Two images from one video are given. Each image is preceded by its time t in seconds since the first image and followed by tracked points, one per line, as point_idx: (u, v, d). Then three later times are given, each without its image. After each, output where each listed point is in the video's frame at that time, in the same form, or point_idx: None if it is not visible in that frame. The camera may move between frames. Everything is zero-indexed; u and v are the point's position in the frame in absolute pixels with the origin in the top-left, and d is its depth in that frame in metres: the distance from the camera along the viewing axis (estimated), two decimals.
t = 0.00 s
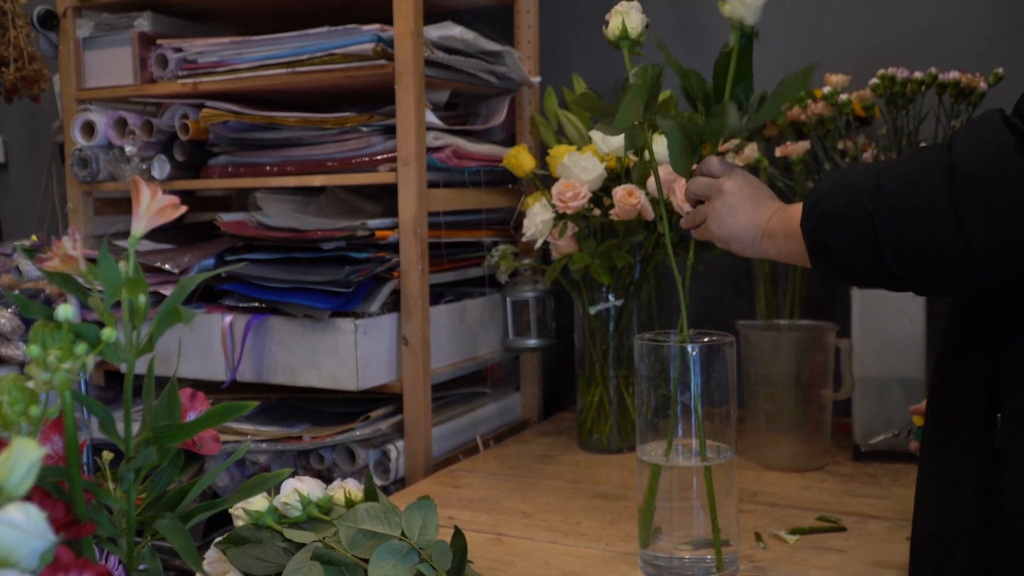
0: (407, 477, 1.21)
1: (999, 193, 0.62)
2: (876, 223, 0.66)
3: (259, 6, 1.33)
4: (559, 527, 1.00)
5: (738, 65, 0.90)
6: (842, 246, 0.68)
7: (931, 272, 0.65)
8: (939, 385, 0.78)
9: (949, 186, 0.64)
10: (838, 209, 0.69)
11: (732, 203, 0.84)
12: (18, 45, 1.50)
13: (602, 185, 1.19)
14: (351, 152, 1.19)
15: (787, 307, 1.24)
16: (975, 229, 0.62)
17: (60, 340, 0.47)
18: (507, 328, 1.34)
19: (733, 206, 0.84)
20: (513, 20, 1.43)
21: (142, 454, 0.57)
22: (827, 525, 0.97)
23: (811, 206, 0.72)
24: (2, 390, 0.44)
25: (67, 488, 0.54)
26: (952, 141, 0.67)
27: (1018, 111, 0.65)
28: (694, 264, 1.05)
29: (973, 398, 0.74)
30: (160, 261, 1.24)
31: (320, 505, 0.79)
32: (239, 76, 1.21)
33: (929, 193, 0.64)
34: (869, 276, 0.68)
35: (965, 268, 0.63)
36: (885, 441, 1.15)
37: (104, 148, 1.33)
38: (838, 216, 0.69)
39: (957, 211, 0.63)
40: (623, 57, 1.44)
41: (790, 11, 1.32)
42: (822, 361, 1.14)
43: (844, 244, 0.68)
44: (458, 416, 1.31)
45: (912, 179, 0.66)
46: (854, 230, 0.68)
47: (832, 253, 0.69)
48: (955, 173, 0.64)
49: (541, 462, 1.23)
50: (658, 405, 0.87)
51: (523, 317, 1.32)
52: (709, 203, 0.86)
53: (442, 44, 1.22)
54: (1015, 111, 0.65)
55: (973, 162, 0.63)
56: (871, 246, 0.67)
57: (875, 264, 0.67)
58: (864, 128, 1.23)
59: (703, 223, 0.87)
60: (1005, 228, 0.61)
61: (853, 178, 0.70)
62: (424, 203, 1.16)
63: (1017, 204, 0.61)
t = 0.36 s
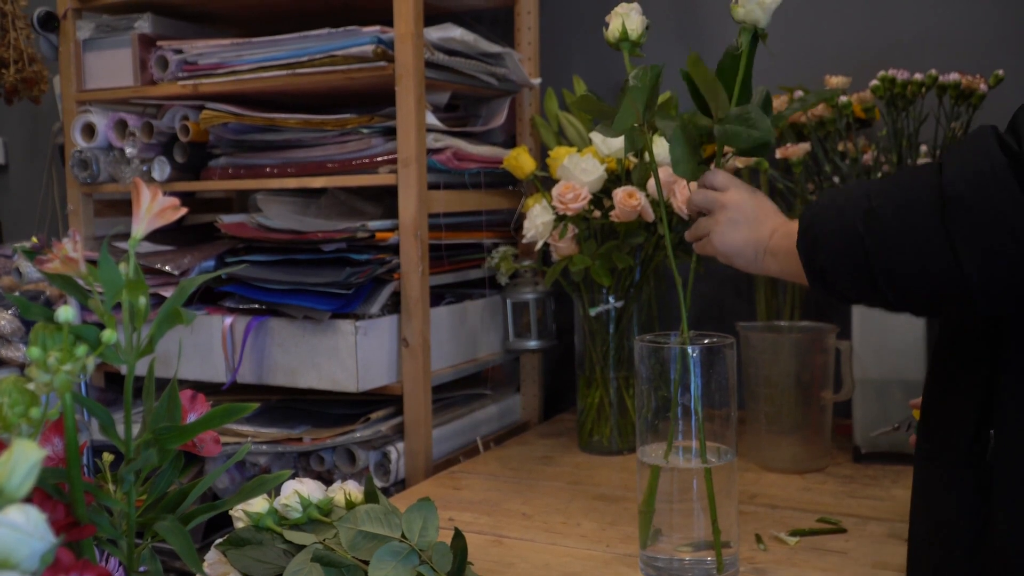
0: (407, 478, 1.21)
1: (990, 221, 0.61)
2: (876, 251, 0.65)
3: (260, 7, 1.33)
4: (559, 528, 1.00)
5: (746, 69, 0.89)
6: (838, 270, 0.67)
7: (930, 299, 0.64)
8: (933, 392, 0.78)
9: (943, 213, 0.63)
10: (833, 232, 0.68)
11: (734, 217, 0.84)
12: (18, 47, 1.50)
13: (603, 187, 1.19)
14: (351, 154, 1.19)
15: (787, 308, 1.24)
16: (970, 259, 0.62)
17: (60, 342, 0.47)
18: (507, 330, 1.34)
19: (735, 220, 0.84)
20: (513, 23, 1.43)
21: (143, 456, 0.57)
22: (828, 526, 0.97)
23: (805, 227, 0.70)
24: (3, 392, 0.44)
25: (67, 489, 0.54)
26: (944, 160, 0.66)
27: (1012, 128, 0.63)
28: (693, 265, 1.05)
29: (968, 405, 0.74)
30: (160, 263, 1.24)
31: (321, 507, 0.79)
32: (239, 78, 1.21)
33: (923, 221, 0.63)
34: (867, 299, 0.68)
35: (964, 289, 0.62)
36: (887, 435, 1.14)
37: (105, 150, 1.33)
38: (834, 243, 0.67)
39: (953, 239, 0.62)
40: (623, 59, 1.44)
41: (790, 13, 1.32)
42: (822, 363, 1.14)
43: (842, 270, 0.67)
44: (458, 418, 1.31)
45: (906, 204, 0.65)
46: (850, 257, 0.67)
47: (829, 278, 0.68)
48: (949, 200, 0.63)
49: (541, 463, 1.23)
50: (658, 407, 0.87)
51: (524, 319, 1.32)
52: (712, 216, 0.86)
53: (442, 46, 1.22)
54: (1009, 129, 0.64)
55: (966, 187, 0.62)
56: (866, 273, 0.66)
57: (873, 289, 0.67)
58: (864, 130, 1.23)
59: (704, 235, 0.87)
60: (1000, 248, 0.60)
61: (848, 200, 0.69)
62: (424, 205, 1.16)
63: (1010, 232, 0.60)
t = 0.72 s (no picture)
0: (407, 479, 1.21)
1: None
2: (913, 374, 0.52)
3: (260, 8, 1.33)
4: (559, 529, 1.00)
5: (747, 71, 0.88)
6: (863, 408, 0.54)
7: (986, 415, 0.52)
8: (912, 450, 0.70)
9: (981, 314, 0.50)
10: (838, 359, 0.55)
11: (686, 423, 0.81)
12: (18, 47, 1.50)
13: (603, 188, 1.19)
14: (351, 155, 1.19)
15: (787, 310, 1.24)
16: None
17: (59, 342, 0.47)
18: (507, 331, 1.34)
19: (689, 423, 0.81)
20: (513, 23, 1.44)
21: (142, 456, 0.57)
22: (827, 527, 0.97)
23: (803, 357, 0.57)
24: (3, 392, 0.44)
25: (68, 490, 0.54)
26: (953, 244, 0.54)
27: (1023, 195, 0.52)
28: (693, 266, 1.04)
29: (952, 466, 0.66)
30: (161, 263, 1.24)
31: (321, 507, 0.79)
32: (239, 79, 1.21)
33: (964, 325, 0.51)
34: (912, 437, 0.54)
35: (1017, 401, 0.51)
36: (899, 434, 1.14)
37: (105, 151, 1.33)
38: (856, 375, 0.54)
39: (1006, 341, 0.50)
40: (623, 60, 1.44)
41: (791, 14, 1.32)
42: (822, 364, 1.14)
43: (865, 408, 0.54)
44: (457, 419, 1.30)
45: (930, 307, 0.52)
46: (881, 389, 0.53)
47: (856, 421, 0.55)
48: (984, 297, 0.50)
49: (541, 464, 1.23)
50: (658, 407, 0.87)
51: (524, 320, 1.32)
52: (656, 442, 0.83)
53: (443, 46, 1.22)
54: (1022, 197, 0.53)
55: (996, 280, 0.50)
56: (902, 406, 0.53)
57: (914, 419, 0.53)
58: (864, 131, 1.23)
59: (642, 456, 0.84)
60: None
61: (855, 318, 0.56)
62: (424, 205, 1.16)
63: None
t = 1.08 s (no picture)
0: (407, 479, 1.21)
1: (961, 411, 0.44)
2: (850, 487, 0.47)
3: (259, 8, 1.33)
4: (559, 529, 1.00)
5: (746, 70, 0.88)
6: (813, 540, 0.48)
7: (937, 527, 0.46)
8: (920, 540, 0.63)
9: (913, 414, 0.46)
10: (775, 479, 0.50)
11: None
12: (18, 48, 1.49)
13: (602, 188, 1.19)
14: (351, 155, 1.19)
15: (787, 310, 1.24)
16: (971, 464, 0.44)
17: (60, 342, 0.47)
18: (507, 331, 1.34)
19: None
20: (513, 23, 1.43)
21: (142, 456, 0.57)
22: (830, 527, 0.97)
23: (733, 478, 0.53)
24: (2, 392, 0.44)
25: (68, 489, 0.54)
26: (877, 344, 0.50)
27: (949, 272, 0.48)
28: (693, 265, 1.04)
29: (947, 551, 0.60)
30: (161, 263, 1.24)
31: (321, 508, 0.79)
32: (239, 79, 1.21)
33: (896, 435, 0.46)
34: (864, 558, 0.48)
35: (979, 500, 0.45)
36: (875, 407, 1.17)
37: (105, 151, 1.33)
38: (794, 496, 0.49)
39: (946, 450, 0.45)
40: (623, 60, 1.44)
41: (791, 14, 1.32)
42: (823, 365, 1.14)
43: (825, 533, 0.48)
44: (456, 419, 1.30)
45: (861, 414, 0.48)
46: (817, 508, 0.48)
47: (798, 547, 0.49)
48: (917, 405, 0.46)
49: (541, 464, 1.23)
50: (658, 407, 0.87)
51: (524, 320, 1.32)
52: None
53: (443, 47, 1.22)
54: (944, 291, 0.48)
55: (921, 372, 0.46)
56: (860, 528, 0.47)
57: (862, 530, 0.47)
58: (864, 131, 1.23)
59: None
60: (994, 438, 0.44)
61: (788, 435, 0.51)
62: (424, 205, 1.16)
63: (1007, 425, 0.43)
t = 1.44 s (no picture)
0: (407, 479, 1.21)
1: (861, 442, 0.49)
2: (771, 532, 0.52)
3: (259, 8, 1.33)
4: (559, 529, 1.00)
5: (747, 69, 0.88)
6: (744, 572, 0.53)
7: (861, 564, 0.51)
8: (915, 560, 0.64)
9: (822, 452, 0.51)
10: (708, 518, 0.55)
11: None
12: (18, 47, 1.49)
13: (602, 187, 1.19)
14: (351, 154, 1.19)
15: (787, 310, 1.24)
16: (886, 509, 0.49)
17: (59, 342, 0.47)
18: (507, 331, 1.34)
19: None
20: (513, 23, 1.43)
21: (142, 456, 0.57)
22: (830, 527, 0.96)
23: (673, 510, 0.58)
24: (2, 392, 0.44)
25: (68, 489, 0.53)
26: (801, 383, 0.54)
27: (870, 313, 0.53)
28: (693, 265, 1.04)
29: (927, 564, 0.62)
30: (160, 263, 1.24)
31: (321, 507, 0.79)
32: (238, 79, 1.21)
33: (811, 471, 0.51)
34: None
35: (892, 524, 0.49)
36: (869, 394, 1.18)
37: (105, 151, 1.33)
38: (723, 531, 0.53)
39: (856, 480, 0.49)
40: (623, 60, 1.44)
41: (792, 13, 1.32)
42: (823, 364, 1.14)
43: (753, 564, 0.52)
44: (456, 418, 1.31)
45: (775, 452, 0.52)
46: (745, 545, 0.53)
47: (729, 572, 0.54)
48: (828, 442, 0.50)
49: (541, 464, 1.23)
50: (658, 407, 0.87)
51: (523, 320, 1.32)
52: None
53: (443, 47, 1.22)
54: (865, 330, 0.53)
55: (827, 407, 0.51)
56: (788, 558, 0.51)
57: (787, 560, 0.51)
58: (864, 131, 1.23)
59: None
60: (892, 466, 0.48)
61: (719, 473, 0.56)
62: (424, 205, 1.16)
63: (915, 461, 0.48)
